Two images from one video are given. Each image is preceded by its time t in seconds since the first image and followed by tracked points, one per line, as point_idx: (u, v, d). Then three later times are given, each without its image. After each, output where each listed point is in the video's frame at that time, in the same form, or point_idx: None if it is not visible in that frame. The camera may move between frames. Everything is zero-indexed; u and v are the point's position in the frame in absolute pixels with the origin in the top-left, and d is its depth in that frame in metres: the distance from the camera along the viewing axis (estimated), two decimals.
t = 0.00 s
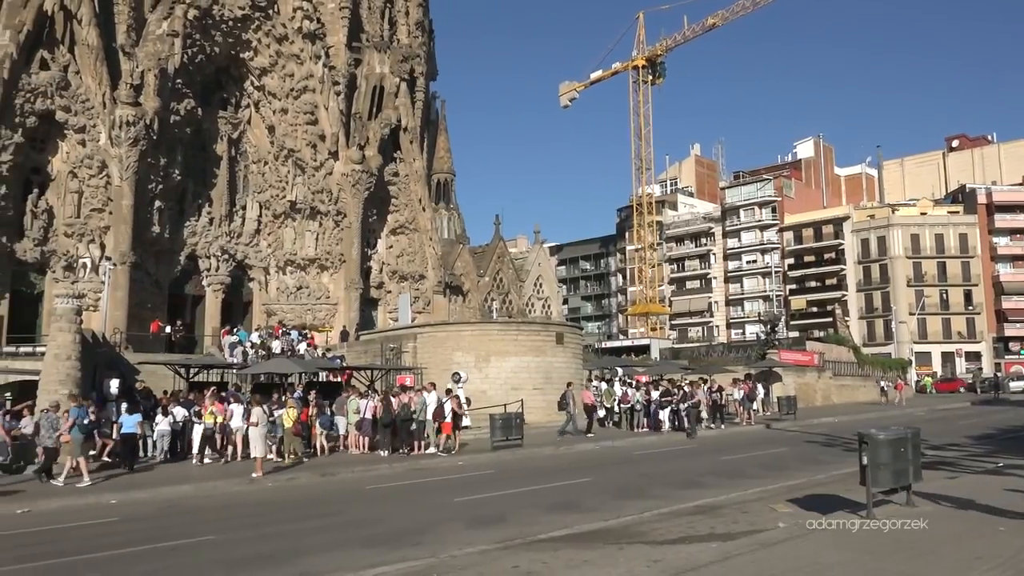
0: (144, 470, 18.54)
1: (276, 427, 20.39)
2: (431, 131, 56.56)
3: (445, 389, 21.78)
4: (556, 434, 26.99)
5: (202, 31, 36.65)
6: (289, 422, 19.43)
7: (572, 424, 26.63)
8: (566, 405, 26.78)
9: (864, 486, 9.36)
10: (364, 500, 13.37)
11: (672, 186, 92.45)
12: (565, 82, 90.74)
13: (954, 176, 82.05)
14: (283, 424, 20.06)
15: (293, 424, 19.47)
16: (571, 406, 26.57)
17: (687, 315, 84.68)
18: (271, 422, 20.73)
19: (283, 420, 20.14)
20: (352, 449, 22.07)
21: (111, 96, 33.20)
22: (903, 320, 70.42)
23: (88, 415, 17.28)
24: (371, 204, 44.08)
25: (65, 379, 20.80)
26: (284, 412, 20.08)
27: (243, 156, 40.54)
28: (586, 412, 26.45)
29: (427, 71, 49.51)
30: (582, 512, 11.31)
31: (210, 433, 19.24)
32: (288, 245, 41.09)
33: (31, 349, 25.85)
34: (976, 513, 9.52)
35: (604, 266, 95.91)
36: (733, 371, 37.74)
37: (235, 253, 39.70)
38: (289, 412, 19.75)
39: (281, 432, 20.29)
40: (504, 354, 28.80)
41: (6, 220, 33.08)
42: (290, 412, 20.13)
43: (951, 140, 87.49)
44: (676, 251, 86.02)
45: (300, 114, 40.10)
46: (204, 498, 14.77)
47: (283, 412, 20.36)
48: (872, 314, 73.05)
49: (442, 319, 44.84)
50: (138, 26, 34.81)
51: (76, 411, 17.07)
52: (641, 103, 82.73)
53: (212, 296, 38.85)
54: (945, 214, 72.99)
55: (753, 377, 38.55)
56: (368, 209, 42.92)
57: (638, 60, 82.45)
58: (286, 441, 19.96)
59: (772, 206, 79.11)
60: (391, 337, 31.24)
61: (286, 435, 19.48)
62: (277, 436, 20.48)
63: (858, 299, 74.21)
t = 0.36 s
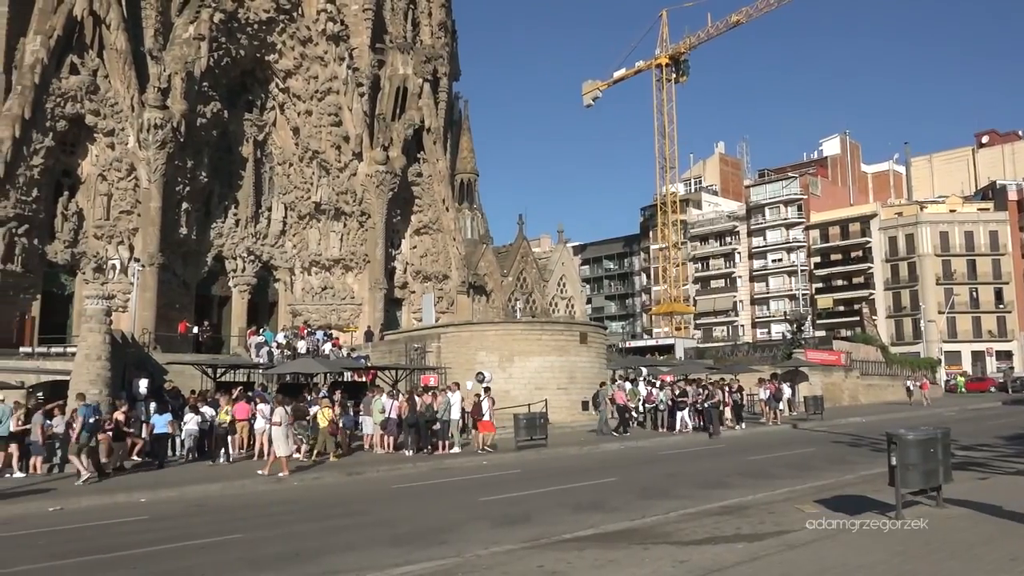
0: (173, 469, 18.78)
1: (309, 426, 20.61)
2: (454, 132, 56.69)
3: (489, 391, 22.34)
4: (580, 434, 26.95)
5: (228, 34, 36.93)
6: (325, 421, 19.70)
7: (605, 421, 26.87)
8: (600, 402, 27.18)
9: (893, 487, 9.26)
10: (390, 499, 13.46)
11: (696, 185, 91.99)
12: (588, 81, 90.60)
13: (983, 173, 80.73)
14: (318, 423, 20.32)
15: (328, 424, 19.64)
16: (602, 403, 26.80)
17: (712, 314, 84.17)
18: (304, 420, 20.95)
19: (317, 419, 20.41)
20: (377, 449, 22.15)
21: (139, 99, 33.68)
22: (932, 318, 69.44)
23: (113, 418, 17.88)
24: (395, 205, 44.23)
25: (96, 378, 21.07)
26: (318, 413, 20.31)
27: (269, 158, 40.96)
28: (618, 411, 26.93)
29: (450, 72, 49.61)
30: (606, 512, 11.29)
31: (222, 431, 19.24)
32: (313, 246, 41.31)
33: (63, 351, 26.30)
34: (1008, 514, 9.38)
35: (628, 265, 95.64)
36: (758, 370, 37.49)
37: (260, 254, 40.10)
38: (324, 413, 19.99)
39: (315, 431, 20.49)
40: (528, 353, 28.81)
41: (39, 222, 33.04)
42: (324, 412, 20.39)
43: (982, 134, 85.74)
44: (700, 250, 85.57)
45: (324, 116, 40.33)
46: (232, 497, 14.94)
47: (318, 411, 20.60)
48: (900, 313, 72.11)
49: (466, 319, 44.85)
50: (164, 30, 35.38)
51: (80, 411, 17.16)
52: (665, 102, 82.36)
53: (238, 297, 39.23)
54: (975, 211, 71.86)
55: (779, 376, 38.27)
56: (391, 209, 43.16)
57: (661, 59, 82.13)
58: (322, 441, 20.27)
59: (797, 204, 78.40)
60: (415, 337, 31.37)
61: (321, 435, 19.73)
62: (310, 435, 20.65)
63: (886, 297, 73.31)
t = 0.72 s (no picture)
0: (200, 469, 18.98)
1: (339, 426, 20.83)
2: (477, 134, 56.80)
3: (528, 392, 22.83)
4: (604, 435, 26.87)
5: (253, 39, 37.32)
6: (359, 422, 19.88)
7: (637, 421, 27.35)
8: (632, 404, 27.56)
9: (922, 488, 9.14)
10: (414, 499, 13.50)
11: (720, 184, 91.48)
12: (611, 81, 90.41)
13: (1014, 170, 79.42)
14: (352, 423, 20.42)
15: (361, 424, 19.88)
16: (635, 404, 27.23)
17: (737, 314, 83.59)
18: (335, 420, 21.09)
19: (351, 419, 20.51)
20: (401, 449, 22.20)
21: (166, 103, 34.14)
22: (961, 317, 68.43)
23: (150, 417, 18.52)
24: (418, 206, 44.37)
25: (126, 380, 21.35)
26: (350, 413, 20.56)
27: (293, 161, 41.38)
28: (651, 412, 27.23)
29: (472, 73, 49.78)
30: (631, 513, 11.25)
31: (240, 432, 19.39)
32: (337, 247, 41.58)
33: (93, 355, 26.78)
34: None
35: (652, 266, 95.28)
36: (784, 370, 37.17)
37: (285, 256, 40.47)
38: (356, 413, 20.25)
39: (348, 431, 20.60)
40: (551, 354, 28.78)
41: (69, 226, 33.58)
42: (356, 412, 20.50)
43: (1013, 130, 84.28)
44: (725, 250, 85.05)
45: (348, 118, 40.53)
46: (259, 497, 15.07)
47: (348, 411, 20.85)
48: (928, 312, 71.11)
49: (489, 319, 44.82)
50: (190, 35, 36.19)
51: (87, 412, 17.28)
52: (688, 101, 81.94)
53: (263, 299, 39.61)
54: (1005, 208, 70.71)
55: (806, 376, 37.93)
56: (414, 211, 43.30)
57: (684, 58, 81.76)
58: (353, 441, 20.49)
59: (823, 203, 77.64)
60: (439, 338, 31.45)
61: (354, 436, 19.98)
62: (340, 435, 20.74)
63: (914, 296, 72.34)
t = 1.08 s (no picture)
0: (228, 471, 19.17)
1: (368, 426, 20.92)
2: (501, 136, 56.84)
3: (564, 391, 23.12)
4: (630, 437, 26.77)
5: (278, 44, 37.63)
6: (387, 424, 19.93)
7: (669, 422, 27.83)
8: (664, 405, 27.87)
9: (953, 491, 9.02)
10: (440, 501, 13.54)
11: (745, 184, 90.87)
12: (634, 82, 90.11)
13: None
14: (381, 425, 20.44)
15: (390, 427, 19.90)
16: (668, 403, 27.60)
17: (763, 315, 82.90)
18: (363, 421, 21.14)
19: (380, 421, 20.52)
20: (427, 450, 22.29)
21: (193, 109, 34.49)
22: (993, 318, 67.38)
23: (187, 418, 19.00)
24: (443, 208, 44.54)
25: (155, 382, 21.60)
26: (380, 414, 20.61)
27: (318, 165, 41.68)
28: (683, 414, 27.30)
29: (496, 76, 49.91)
30: (657, 516, 11.20)
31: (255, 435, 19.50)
32: (362, 250, 41.76)
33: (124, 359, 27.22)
34: None
35: (677, 267, 94.80)
36: (811, 372, 36.84)
37: (311, 259, 40.71)
38: (385, 415, 20.29)
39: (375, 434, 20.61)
40: (576, 355, 28.74)
41: (99, 230, 34.10)
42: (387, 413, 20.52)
43: None
44: (750, 250, 84.39)
45: (372, 122, 40.80)
46: (286, 498, 15.18)
47: (378, 412, 20.89)
48: (959, 313, 70.10)
49: (514, 321, 44.83)
50: (218, 40, 36.90)
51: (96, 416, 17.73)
52: (712, 101, 81.41)
53: (290, 302, 39.94)
54: None
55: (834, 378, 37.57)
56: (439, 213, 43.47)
57: (709, 57, 81.30)
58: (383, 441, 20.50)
59: (851, 202, 76.79)
60: (463, 340, 31.49)
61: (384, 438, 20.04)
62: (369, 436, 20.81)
63: (944, 297, 71.34)
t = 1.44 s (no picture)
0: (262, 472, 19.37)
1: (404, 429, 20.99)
2: (530, 139, 56.83)
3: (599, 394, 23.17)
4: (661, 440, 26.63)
5: (310, 49, 37.91)
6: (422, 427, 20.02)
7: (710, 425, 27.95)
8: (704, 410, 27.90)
9: (994, 496, 8.85)
10: (471, 504, 13.56)
11: (777, 185, 90.01)
12: (664, 83, 89.66)
13: None
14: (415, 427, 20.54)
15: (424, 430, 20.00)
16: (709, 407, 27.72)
17: (796, 317, 81.96)
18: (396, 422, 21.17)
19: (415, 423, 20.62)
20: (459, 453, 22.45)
21: (227, 115, 35.03)
22: None
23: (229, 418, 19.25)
24: (472, 211, 44.69)
25: (190, 384, 21.90)
26: (415, 416, 20.69)
27: (349, 169, 41.81)
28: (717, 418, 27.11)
29: (525, 79, 49.94)
30: (690, 520, 11.11)
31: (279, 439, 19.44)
32: (393, 254, 41.97)
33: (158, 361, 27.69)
34: None
35: (708, 269, 94.10)
36: (846, 375, 36.36)
37: (343, 262, 41.01)
38: (420, 417, 20.39)
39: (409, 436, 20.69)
40: (607, 358, 28.65)
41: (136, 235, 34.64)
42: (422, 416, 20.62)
43: None
44: (783, 252, 83.50)
45: (403, 126, 41.10)
46: (318, 500, 15.32)
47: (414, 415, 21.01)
48: (998, 314, 68.76)
49: (544, 324, 44.86)
50: (250, 47, 37.52)
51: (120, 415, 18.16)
52: (743, 101, 80.73)
53: (322, 305, 40.32)
54: None
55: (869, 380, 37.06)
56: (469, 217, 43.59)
57: (739, 58, 80.63)
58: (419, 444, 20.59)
59: (885, 203, 75.67)
60: (493, 343, 31.47)
61: (418, 440, 20.14)
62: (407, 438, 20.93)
63: (982, 298, 70.03)
